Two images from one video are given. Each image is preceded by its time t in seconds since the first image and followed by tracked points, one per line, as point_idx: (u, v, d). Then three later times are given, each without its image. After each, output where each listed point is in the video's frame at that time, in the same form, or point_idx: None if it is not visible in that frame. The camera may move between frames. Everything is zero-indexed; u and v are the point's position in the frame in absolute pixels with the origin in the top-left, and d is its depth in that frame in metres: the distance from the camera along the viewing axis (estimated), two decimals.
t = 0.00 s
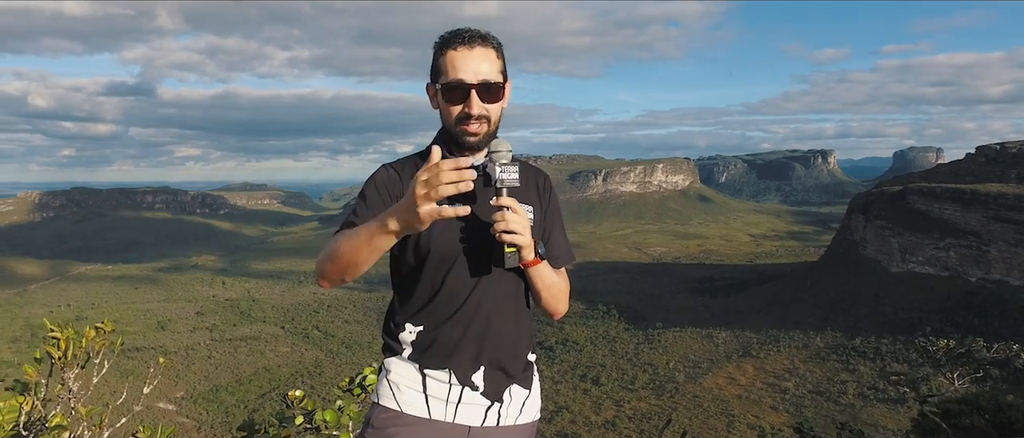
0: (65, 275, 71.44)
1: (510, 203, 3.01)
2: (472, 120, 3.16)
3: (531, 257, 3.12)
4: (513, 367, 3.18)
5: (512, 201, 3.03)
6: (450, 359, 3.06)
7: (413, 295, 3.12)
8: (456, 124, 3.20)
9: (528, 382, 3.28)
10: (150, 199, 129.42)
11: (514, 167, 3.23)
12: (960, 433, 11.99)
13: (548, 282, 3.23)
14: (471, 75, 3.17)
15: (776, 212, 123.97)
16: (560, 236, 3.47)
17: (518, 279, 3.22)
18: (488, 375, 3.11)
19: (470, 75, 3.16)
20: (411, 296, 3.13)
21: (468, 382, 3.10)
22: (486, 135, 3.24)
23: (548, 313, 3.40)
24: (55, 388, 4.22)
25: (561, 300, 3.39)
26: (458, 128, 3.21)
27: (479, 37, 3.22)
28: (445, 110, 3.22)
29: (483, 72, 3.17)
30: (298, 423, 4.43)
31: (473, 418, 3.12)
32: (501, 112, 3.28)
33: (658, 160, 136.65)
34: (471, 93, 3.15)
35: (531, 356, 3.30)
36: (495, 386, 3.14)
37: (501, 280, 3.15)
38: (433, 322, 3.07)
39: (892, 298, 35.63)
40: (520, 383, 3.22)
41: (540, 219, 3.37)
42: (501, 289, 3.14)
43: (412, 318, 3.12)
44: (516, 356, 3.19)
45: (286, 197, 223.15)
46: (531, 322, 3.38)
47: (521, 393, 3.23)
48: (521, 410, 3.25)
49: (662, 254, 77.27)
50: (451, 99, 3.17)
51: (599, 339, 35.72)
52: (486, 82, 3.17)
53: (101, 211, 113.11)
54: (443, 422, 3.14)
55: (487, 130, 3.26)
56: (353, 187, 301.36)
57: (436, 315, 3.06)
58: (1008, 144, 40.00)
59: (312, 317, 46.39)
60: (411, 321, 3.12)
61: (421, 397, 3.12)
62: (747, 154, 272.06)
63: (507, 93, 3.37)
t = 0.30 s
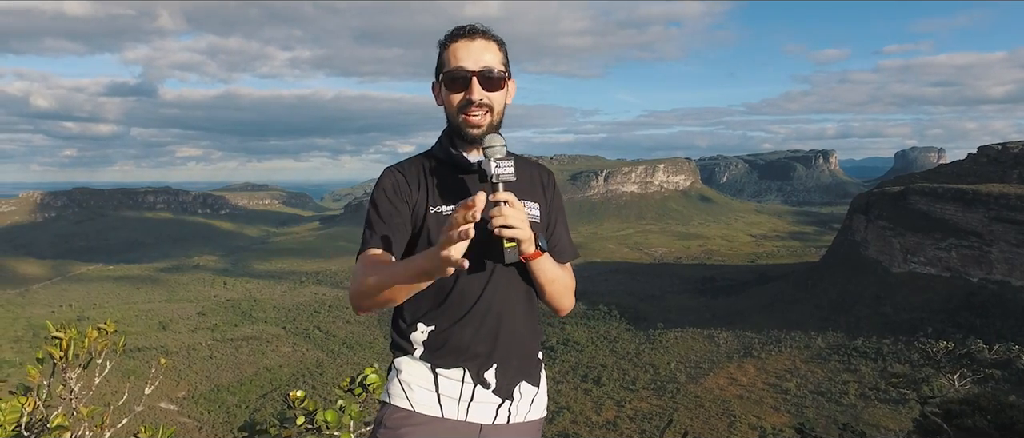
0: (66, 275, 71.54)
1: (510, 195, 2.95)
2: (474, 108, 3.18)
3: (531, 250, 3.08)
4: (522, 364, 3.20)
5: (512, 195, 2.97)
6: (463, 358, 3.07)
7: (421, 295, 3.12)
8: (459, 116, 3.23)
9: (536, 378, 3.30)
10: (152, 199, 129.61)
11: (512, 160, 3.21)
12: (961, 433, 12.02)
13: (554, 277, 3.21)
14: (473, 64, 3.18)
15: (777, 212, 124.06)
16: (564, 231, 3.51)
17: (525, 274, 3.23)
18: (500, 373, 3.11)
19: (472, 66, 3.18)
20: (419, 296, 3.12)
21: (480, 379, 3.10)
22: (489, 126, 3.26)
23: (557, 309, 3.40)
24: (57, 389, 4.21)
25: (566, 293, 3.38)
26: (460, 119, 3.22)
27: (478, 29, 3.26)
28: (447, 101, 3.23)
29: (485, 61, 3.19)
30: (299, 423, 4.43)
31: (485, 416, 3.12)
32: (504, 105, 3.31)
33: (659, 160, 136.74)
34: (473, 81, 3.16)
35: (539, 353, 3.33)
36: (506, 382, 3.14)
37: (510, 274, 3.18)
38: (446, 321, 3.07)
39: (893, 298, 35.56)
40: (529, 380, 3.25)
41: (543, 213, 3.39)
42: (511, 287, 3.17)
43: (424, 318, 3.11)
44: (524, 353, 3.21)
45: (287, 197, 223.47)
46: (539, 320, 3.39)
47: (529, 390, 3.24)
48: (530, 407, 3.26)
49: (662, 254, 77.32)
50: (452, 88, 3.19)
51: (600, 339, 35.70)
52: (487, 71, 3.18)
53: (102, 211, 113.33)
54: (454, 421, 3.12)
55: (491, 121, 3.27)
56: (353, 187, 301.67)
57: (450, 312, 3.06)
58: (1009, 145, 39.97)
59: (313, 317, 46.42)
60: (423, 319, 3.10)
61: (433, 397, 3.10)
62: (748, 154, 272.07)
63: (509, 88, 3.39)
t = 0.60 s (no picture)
0: (67, 275, 71.56)
1: (488, 200, 2.87)
2: (468, 108, 3.17)
3: (519, 255, 2.92)
4: (515, 369, 3.13)
5: (491, 199, 2.89)
6: (452, 359, 3.08)
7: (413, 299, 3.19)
8: (453, 116, 3.24)
9: (534, 385, 3.21)
10: (152, 199, 129.56)
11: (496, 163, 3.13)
12: (962, 433, 12.02)
13: (548, 281, 3.05)
14: (468, 63, 3.16)
15: (778, 212, 124.03)
16: (573, 233, 3.41)
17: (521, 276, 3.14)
18: (489, 375, 3.09)
19: (466, 64, 3.17)
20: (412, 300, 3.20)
21: (468, 381, 3.10)
22: (485, 125, 3.23)
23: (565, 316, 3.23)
24: (54, 389, 4.21)
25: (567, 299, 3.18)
26: (456, 117, 3.23)
27: (473, 28, 3.23)
28: (444, 100, 3.25)
29: (480, 60, 3.17)
30: (299, 423, 4.42)
31: (474, 418, 3.11)
32: (502, 103, 3.28)
33: (660, 160, 136.68)
34: (467, 80, 3.16)
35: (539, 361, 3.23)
36: (498, 386, 3.11)
37: (506, 277, 3.13)
38: (436, 323, 3.10)
39: (894, 298, 35.53)
40: (525, 385, 3.17)
41: (546, 217, 3.34)
42: (506, 289, 3.11)
43: (415, 318, 3.17)
44: (522, 359, 3.14)
45: (287, 196, 223.51)
46: (543, 326, 3.31)
47: (525, 396, 3.17)
48: (524, 413, 3.18)
49: (663, 254, 77.29)
50: (447, 88, 3.20)
51: (601, 339, 35.67)
52: (482, 71, 3.16)
53: (103, 211, 113.29)
54: (441, 421, 3.13)
55: (488, 119, 3.25)
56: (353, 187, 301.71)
57: (440, 313, 3.09)
58: (1011, 144, 39.88)
59: (313, 317, 46.41)
60: (414, 320, 3.17)
61: (423, 395, 3.14)
62: (749, 154, 271.84)
63: (510, 86, 3.35)
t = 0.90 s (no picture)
0: (68, 275, 71.58)
1: (483, 196, 2.87)
2: (467, 107, 3.16)
3: (516, 248, 2.90)
4: (511, 368, 3.11)
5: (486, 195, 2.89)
6: (447, 359, 3.07)
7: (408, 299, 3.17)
8: (451, 115, 3.22)
9: (530, 386, 3.21)
10: (152, 199, 129.52)
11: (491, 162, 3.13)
12: (963, 433, 12.02)
13: (547, 276, 3.02)
14: (467, 62, 3.14)
15: (778, 212, 124.08)
16: (571, 232, 3.38)
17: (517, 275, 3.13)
18: (488, 374, 3.08)
19: (465, 64, 3.15)
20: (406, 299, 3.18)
21: (465, 382, 3.07)
22: (484, 124, 3.23)
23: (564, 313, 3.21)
24: (51, 389, 4.19)
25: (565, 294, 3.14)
26: (454, 117, 3.21)
27: (471, 28, 3.21)
28: (440, 99, 3.24)
29: (479, 59, 3.15)
30: (298, 422, 4.40)
31: (470, 419, 3.09)
32: (499, 104, 3.27)
33: (660, 160, 136.79)
34: (465, 80, 3.14)
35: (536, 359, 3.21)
36: (495, 386, 3.09)
37: (504, 275, 3.12)
38: (432, 323, 3.10)
39: (894, 298, 35.48)
40: (523, 387, 3.16)
41: (544, 217, 3.32)
42: (504, 287, 3.10)
43: (413, 317, 3.16)
44: (520, 359, 3.13)
45: (286, 196, 223.59)
46: (540, 325, 3.29)
47: (522, 396, 3.16)
48: (522, 414, 3.17)
49: (663, 254, 77.29)
50: (446, 88, 3.18)
51: (600, 339, 35.65)
52: (480, 70, 3.15)
53: (103, 211, 113.31)
54: (438, 421, 3.12)
55: (485, 118, 3.23)
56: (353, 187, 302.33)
57: (437, 313, 3.09)
58: (1010, 144, 39.88)
59: (313, 317, 46.41)
60: (411, 321, 3.15)
61: (419, 395, 3.12)
62: (749, 154, 271.75)
63: (505, 86, 3.34)
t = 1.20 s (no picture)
0: (68, 275, 71.65)
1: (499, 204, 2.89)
2: (475, 109, 3.17)
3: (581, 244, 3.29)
4: (518, 368, 3.14)
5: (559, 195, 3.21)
6: (456, 362, 3.05)
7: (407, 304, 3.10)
8: (456, 116, 3.20)
9: (534, 384, 3.25)
10: (152, 199, 129.58)
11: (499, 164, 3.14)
12: (963, 434, 11.98)
13: (596, 270, 3.47)
14: (475, 64, 3.15)
15: (778, 212, 124.02)
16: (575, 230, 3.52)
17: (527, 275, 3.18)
18: (496, 375, 3.08)
19: (474, 64, 3.16)
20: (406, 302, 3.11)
21: (475, 384, 3.07)
22: (488, 126, 3.24)
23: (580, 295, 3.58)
24: (52, 389, 4.19)
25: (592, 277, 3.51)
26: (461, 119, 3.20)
27: (474, 30, 3.22)
28: (445, 101, 3.21)
29: (486, 61, 3.17)
30: (297, 423, 4.40)
31: (479, 421, 3.10)
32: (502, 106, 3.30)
33: (660, 160, 136.82)
34: (473, 81, 3.13)
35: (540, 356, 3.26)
36: (503, 385, 3.10)
37: (512, 272, 3.16)
38: (437, 325, 3.06)
39: (895, 299, 35.44)
40: (528, 385, 3.20)
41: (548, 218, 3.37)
42: (511, 286, 3.11)
43: (415, 319, 3.11)
44: (527, 356, 3.17)
45: (287, 196, 223.68)
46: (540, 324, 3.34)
47: (527, 396, 3.20)
48: (528, 413, 3.22)
49: (663, 254, 77.29)
50: (451, 88, 3.15)
51: (601, 340, 35.62)
52: (488, 72, 3.16)
53: (103, 211, 113.39)
54: (447, 424, 3.12)
55: (488, 121, 3.25)
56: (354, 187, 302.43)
57: (442, 315, 3.05)
58: (1011, 144, 39.82)
59: (313, 317, 46.43)
60: (415, 324, 3.10)
61: (427, 399, 3.10)
62: (749, 153, 271.80)
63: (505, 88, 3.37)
